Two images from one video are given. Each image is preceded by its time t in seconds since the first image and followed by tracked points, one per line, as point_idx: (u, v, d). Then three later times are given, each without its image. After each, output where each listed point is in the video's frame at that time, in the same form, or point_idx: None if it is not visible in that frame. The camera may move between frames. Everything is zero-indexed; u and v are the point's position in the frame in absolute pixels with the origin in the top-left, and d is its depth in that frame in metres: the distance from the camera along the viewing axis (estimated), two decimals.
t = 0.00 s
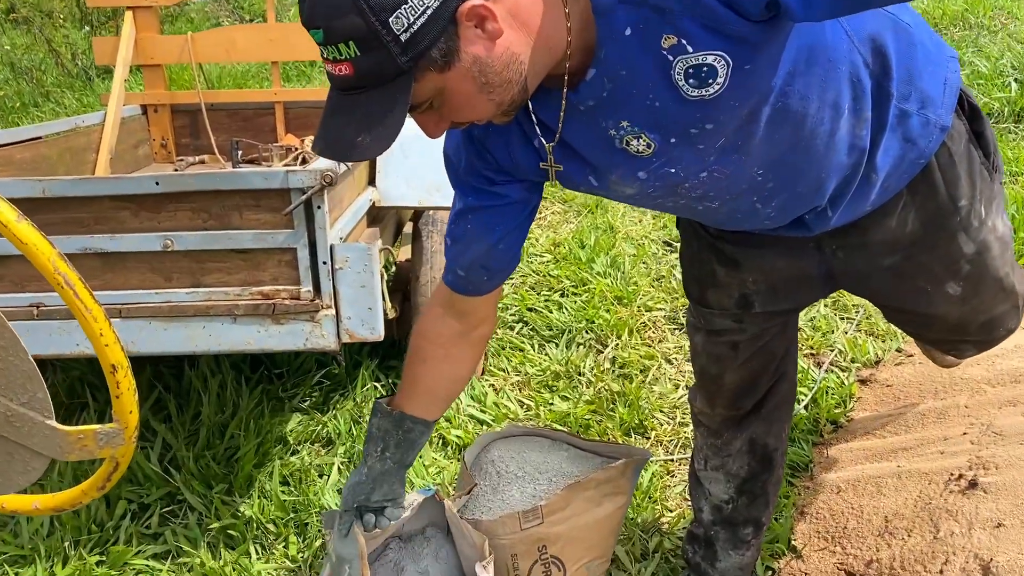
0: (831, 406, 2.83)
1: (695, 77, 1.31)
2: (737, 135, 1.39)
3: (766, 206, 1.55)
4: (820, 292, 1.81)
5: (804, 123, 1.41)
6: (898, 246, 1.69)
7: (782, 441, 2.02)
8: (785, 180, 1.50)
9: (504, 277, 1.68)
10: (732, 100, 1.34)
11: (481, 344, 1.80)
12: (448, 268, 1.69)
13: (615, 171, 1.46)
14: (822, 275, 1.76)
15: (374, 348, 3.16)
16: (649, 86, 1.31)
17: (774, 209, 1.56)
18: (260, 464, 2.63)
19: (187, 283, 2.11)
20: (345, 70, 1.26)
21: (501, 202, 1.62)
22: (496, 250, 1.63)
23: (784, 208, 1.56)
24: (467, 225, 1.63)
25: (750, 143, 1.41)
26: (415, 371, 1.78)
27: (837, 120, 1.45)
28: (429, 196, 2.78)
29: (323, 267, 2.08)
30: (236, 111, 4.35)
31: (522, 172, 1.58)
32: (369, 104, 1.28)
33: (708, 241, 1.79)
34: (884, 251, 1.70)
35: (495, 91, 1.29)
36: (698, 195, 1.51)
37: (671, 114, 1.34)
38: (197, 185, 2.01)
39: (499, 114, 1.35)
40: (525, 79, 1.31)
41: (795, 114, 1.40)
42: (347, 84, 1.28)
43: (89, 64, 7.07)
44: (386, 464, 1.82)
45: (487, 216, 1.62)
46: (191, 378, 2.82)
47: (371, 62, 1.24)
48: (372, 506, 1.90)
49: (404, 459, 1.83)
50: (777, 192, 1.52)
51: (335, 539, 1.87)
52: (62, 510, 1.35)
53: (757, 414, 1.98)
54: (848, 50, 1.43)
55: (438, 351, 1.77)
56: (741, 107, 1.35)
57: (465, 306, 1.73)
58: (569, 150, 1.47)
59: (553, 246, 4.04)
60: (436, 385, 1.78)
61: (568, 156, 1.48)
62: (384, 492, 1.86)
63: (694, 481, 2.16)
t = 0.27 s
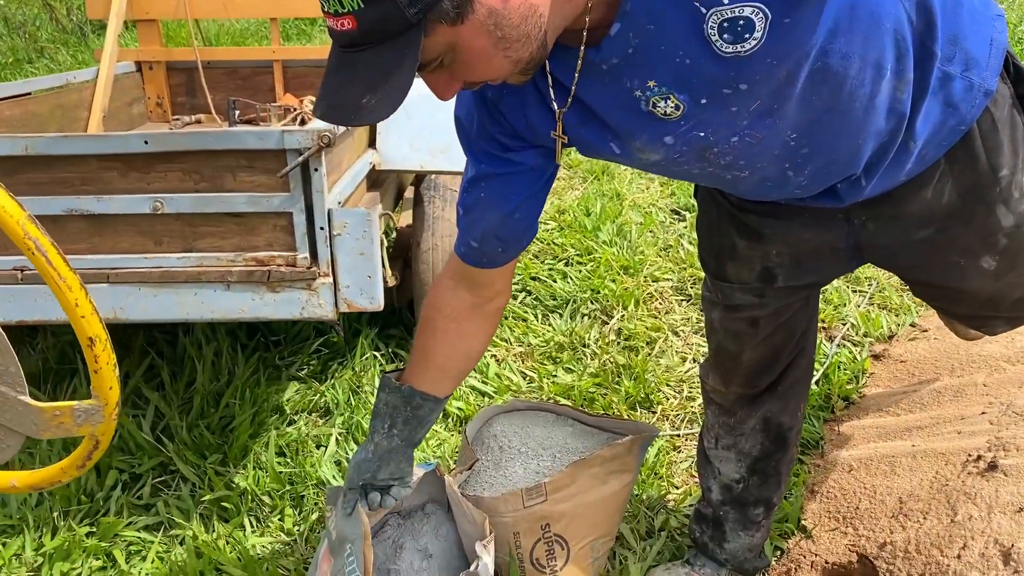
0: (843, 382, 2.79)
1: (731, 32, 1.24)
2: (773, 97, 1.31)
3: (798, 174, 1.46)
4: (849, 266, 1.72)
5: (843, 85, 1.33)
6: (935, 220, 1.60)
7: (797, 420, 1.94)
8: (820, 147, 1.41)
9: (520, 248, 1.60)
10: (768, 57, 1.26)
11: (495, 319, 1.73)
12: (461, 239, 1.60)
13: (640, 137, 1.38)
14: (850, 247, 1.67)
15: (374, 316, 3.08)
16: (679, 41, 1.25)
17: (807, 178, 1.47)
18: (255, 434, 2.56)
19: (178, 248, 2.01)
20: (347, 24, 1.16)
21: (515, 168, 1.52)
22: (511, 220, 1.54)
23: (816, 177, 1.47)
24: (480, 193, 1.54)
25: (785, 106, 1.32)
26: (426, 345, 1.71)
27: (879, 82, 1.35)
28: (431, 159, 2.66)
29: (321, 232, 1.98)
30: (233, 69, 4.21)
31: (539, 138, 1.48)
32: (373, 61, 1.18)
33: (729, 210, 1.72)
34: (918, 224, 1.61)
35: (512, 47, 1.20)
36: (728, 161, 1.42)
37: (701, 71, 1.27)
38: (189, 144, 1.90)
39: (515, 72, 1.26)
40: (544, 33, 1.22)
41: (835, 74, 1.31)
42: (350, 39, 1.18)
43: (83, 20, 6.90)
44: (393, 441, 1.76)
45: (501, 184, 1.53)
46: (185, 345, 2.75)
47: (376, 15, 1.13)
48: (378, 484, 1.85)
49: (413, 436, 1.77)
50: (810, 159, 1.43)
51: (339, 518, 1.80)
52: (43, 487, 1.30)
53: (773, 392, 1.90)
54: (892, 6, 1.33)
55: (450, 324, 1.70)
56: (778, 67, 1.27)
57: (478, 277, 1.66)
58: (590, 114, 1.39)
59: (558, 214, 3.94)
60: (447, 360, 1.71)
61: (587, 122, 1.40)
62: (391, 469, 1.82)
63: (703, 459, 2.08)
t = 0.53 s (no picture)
0: (852, 355, 2.73)
1: None
2: (796, 53, 1.23)
3: (819, 137, 1.39)
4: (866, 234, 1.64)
5: (870, 40, 1.25)
6: (956, 185, 1.52)
7: (805, 394, 1.88)
8: (842, 106, 1.33)
9: (533, 216, 1.54)
10: (792, 8, 1.18)
11: (510, 289, 1.68)
12: (472, 208, 1.55)
13: (653, 96, 1.29)
14: (867, 215, 1.60)
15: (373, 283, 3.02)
16: None
17: (827, 140, 1.40)
18: (251, 402, 2.51)
19: (168, 210, 1.95)
20: None
21: (523, 131, 1.45)
22: (521, 187, 1.47)
23: (837, 140, 1.40)
24: (488, 159, 1.47)
25: (808, 63, 1.25)
26: (443, 319, 1.65)
27: (908, 38, 1.27)
28: (432, 121, 2.58)
29: (315, 195, 1.91)
30: (232, 29, 4.10)
31: (548, 99, 1.40)
32: (368, 13, 1.11)
33: (743, 177, 1.65)
34: (938, 190, 1.53)
35: None
36: (746, 124, 1.35)
37: (719, 23, 1.19)
38: (178, 101, 1.83)
39: (518, 24, 1.18)
40: None
41: (861, 29, 1.23)
42: None
43: None
44: (412, 418, 1.71)
45: (510, 148, 1.45)
46: (180, 310, 2.69)
47: None
48: (399, 461, 1.79)
49: (432, 413, 1.72)
50: (832, 120, 1.35)
51: (358, 495, 1.79)
52: (22, 456, 1.27)
53: (781, 365, 1.84)
54: None
55: (465, 298, 1.65)
56: (803, 20, 1.19)
57: (490, 248, 1.59)
58: (600, 73, 1.31)
59: (562, 180, 3.86)
60: (462, 335, 1.66)
61: (597, 80, 1.32)
62: (411, 446, 1.75)
63: (707, 433, 2.03)
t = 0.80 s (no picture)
0: (861, 331, 2.69)
1: None
2: (810, 19, 1.18)
3: (833, 109, 1.33)
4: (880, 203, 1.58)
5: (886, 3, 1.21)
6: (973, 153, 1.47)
7: (813, 367, 1.85)
8: (855, 75, 1.28)
9: (547, 191, 1.46)
10: None
11: (530, 267, 1.63)
12: (484, 188, 1.47)
13: (659, 66, 1.24)
14: (881, 184, 1.55)
15: (376, 254, 2.98)
16: None
17: (840, 112, 1.34)
18: (252, 371, 2.49)
19: (166, 175, 1.91)
20: None
21: (531, 105, 1.36)
22: (532, 163, 1.39)
23: (851, 110, 1.34)
24: (495, 137, 1.39)
25: (820, 30, 1.20)
26: (464, 302, 1.60)
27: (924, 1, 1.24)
28: (437, 87, 2.51)
29: (315, 161, 1.87)
30: None
31: (556, 68, 1.32)
32: None
33: (753, 146, 1.60)
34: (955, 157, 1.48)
35: None
36: (755, 95, 1.29)
37: None
38: (175, 63, 1.78)
39: None
40: None
41: None
42: None
43: None
44: (443, 399, 1.67)
45: (516, 123, 1.37)
46: (181, 278, 2.67)
47: None
48: (432, 441, 1.75)
49: (462, 391, 1.68)
50: (845, 90, 1.30)
51: (392, 476, 1.74)
52: (17, 419, 1.30)
53: (790, 338, 1.80)
54: None
55: (486, 278, 1.60)
56: None
57: (505, 228, 1.52)
58: (605, 41, 1.26)
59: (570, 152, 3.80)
60: (486, 315, 1.61)
61: (600, 48, 1.27)
62: (445, 425, 1.71)
63: (712, 408, 1.99)
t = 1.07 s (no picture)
0: (871, 313, 2.67)
1: None
2: None
3: (846, 86, 1.30)
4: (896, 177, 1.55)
5: None
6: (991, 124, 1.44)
7: (822, 346, 1.83)
8: (870, 49, 1.24)
9: (557, 185, 1.38)
10: None
11: (542, 264, 1.53)
12: (491, 185, 1.39)
13: (670, 49, 1.20)
14: (896, 156, 1.51)
15: (382, 231, 2.96)
16: None
17: (854, 89, 1.31)
18: (257, 348, 2.48)
19: (170, 148, 1.89)
20: None
21: (540, 97, 1.30)
22: (543, 156, 1.32)
23: (865, 86, 1.31)
24: (504, 132, 1.31)
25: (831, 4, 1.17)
26: (476, 303, 1.53)
27: None
28: (443, 63, 2.48)
29: (320, 134, 1.85)
30: None
31: (566, 57, 1.26)
32: None
33: (765, 121, 1.56)
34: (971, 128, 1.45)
35: None
36: (767, 75, 1.26)
37: None
38: (177, 33, 1.75)
39: None
40: None
41: None
42: None
43: None
44: (465, 397, 1.65)
45: (525, 116, 1.30)
46: (186, 255, 2.65)
47: None
48: (459, 436, 1.74)
49: (484, 387, 1.66)
50: (859, 65, 1.26)
51: (417, 466, 1.74)
52: (16, 391, 1.29)
53: (800, 316, 1.77)
54: None
55: (499, 279, 1.51)
56: None
57: (515, 228, 1.44)
58: (613, 25, 1.21)
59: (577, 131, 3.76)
60: (501, 315, 1.55)
61: (609, 33, 1.22)
62: (470, 421, 1.69)
63: (719, 388, 1.98)
